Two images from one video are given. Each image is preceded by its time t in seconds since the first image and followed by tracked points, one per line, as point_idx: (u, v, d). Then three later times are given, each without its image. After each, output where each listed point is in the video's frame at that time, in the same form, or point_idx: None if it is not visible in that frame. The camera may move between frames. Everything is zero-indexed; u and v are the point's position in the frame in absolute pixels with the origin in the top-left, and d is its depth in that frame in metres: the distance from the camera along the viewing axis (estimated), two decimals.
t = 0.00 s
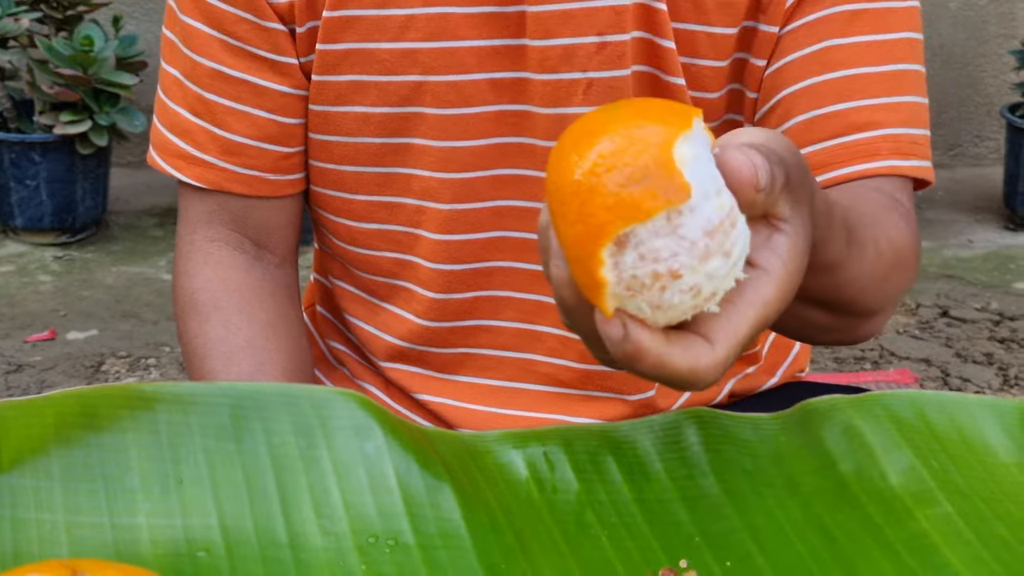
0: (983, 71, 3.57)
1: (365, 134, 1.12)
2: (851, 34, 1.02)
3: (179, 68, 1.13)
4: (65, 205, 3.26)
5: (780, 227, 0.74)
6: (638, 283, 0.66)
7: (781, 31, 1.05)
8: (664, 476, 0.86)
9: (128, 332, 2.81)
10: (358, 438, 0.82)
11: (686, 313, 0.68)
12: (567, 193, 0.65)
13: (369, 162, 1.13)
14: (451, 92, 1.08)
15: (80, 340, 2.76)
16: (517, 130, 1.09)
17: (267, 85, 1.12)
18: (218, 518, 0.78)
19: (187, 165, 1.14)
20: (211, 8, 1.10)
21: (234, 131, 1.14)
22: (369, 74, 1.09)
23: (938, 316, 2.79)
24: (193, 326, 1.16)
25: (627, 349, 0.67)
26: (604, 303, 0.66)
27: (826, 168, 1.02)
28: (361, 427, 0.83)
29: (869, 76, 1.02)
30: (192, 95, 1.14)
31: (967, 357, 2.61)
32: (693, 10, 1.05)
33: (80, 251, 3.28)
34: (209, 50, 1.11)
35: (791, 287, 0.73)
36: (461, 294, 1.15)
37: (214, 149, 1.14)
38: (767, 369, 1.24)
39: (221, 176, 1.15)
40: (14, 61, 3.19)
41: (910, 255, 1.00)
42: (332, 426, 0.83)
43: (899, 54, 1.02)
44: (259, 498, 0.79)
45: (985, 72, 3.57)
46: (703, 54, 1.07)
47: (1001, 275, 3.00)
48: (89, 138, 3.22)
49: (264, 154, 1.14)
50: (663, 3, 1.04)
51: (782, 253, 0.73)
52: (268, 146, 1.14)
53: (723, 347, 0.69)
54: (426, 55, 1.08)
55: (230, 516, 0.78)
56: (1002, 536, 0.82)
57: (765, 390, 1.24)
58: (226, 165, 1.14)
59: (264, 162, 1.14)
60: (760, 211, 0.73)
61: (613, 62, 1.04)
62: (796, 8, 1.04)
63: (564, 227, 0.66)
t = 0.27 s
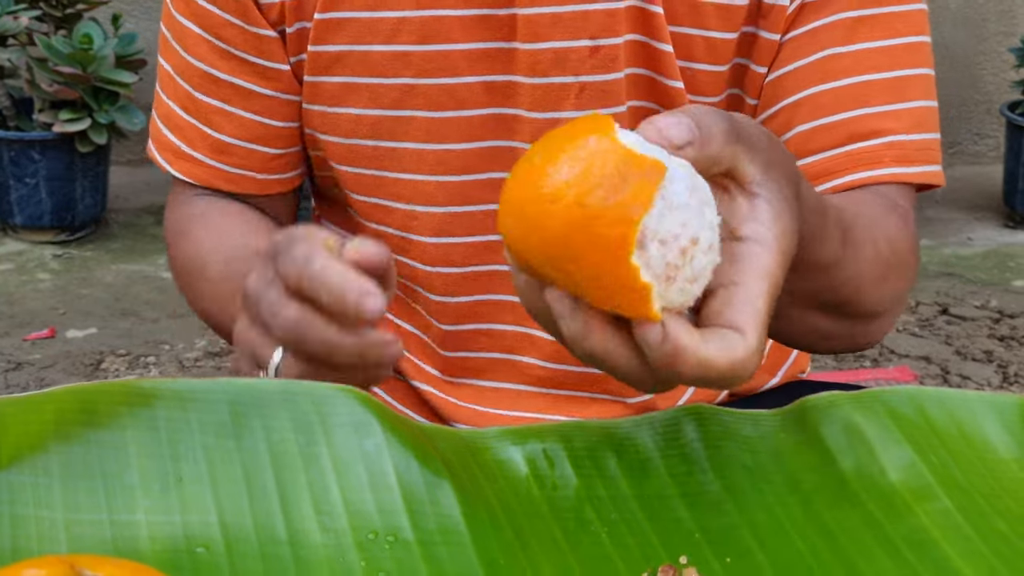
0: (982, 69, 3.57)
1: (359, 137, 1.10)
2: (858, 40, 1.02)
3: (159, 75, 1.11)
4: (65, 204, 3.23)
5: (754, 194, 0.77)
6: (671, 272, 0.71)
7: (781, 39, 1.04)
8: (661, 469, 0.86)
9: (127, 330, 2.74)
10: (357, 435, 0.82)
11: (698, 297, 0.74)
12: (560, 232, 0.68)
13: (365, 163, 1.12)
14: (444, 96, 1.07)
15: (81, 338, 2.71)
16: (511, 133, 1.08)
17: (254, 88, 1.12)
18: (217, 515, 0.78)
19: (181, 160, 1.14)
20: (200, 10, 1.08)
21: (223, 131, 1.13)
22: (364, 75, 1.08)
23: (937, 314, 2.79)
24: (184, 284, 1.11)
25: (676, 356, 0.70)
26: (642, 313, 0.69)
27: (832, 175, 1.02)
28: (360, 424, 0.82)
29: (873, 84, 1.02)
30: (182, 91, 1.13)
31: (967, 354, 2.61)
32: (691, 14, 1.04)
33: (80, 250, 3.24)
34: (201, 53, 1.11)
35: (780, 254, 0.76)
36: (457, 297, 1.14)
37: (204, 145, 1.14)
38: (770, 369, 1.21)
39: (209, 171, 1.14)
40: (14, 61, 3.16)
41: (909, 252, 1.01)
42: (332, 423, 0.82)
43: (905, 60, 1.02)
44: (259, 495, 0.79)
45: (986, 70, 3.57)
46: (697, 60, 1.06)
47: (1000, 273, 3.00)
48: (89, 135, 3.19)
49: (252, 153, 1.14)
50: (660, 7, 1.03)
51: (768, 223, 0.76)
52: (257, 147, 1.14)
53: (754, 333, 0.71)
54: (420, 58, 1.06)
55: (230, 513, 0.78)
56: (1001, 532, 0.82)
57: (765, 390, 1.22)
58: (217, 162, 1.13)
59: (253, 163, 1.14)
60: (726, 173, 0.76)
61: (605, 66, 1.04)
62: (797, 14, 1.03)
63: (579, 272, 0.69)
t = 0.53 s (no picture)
0: (983, 67, 3.56)
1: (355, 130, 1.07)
2: (843, 41, 0.99)
3: (135, 28, 1.02)
4: (65, 201, 3.04)
5: (663, 143, 0.66)
6: (603, 204, 0.60)
7: (771, 39, 1.02)
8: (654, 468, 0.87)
9: (128, 327, 2.64)
10: (356, 433, 0.84)
11: (637, 235, 0.62)
12: (487, 191, 0.58)
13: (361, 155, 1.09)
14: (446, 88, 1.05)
15: (80, 336, 2.59)
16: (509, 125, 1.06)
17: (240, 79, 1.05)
18: (216, 512, 0.78)
19: (154, 98, 0.98)
20: None
21: (215, 63, 1.01)
22: (370, 62, 1.04)
23: (937, 311, 2.79)
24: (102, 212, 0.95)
25: (630, 287, 0.59)
26: (536, 256, 0.61)
27: (808, 174, 0.99)
28: (359, 422, 0.84)
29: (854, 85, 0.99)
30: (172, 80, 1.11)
31: (967, 352, 2.61)
32: (690, 13, 1.01)
33: (79, 247, 3.08)
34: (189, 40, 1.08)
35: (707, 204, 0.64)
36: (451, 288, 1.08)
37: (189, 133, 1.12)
38: (764, 363, 1.21)
39: (187, 106, 0.99)
40: (11, 59, 3.01)
41: (875, 250, 0.96)
42: (330, 421, 0.84)
43: (890, 62, 1.00)
44: (258, 491, 0.80)
45: (985, 68, 3.57)
46: (697, 57, 1.04)
47: (1000, 271, 2.99)
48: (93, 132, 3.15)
49: (242, 91, 1.02)
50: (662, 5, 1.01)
51: (684, 164, 0.65)
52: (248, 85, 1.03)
53: (701, 260, 0.60)
54: (433, 47, 1.03)
55: (229, 510, 0.78)
56: (1000, 530, 0.82)
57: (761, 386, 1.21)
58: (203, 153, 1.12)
59: (245, 107, 1.03)
60: (620, 133, 0.66)
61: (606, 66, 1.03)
62: (788, 13, 1.00)
63: (472, 211, 0.59)
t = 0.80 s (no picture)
0: (985, 63, 3.55)
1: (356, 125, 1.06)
2: (848, 38, 0.99)
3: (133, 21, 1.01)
4: (64, 197, 3.03)
5: (673, 140, 0.70)
6: (655, 211, 0.62)
7: (774, 36, 1.01)
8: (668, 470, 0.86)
9: (127, 324, 2.62)
10: (359, 429, 0.83)
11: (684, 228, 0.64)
12: (548, 221, 0.60)
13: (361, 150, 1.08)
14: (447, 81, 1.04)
15: (78, 333, 2.58)
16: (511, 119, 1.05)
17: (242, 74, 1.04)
18: (217, 508, 0.77)
19: (165, 78, 0.97)
20: None
21: (229, 45, 1.00)
22: (370, 55, 1.03)
23: (940, 308, 2.78)
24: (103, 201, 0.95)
25: (690, 265, 0.60)
26: (601, 278, 0.62)
27: (816, 174, 0.99)
28: (361, 418, 0.83)
29: (858, 83, 0.98)
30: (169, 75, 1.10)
31: (970, 349, 2.60)
32: (693, 10, 1.01)
33: (78, 244, 3.06)
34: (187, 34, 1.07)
35: (731, 172, 0.68)
36: (449, 286, 1.07)
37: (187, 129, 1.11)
38: (769, 361, 1.19)
39: (200, 88, 0.98)
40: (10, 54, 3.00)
41: (887, 248, 0.96)
42: (332, 417, 0.83)
43: (893, 59, 0.99)
44: (259, 488, 0.79)
45: (988, 64, 3.56)
46: (701, 54, 1.03)
47: (1003, 268, 2.98)
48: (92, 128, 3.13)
49: (253, 73, 1.00)
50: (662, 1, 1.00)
51: (696, 147, 0.69)
52: (256, 66, 1.01)
53: (739, 219, 0.64)
54: (432, 40, 1.02)
55: (231, 507, 0.77)
56: (1007, 526, 0.81)
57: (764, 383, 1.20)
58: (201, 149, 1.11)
59: (257, 89, 1.00)
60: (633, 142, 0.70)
61: (607, 62, 1.01)
62: (792, 10, 0.99)
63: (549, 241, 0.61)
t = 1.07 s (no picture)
0: (986, 58, 3.55)
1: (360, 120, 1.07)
2: (858, 37, 1.00)
3: (139, 18, 1.02)
4: (64, 194, 3.02)
5: (667, 141, 0.76)
6: (650, 206, 0.65)
7: (783, 36, 1.02)
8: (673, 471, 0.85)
9: (127, 321, 2.62)
10: (360, 423, 0.83)
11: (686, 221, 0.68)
12: (545, 239, 0.64)
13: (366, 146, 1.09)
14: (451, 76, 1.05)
15: (78, 330, 2.58)
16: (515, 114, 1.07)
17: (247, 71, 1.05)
18: (218, 503, 0.77)
19: (159, 65, 0.99)
20: None
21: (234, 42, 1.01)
22: (376, 50, 1.04)
23: (942, 303, 2.78)
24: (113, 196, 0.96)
25: (694, 253, 0.64)
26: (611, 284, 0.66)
27: (824, 174, 1.00)
28: (362, 412, 0.83)
29: (867, 83, 1.00)
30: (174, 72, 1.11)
31: (972, 344, 2.59)
32: (701, 10, 1.02)
33: (79, 240, 3.06)
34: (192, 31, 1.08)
35: (729, 165, 0.73)
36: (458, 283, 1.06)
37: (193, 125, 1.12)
38: (773, 360, 1.19)
39: (193, 75, 1.00)
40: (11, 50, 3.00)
41: (897, 249, 0.98)
42: (333, 412, 0.83)
43: (901, 59, 1.00)
44: (261, 482, 0.78)
45: (989, 59, 3.55)
46: (709, 54, 1.04)
47: (1004, 263, 2.98)
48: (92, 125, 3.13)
49: (249, 63, 1.03)
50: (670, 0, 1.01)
51: (691, 147, 0.75)
52: (253, 56, 1.03)
53: (743, 208, 0.68)
54: (436, 35, 1.03)
55: (232, 502, 0.77)
56: (1011, 520, 0.81)
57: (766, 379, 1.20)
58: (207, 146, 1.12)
59: (251, 77, 1.03)
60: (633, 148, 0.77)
61: (612, 60, 1.02)
62: (800, 9, 1.01)
63: (550, 251, 0.65)
